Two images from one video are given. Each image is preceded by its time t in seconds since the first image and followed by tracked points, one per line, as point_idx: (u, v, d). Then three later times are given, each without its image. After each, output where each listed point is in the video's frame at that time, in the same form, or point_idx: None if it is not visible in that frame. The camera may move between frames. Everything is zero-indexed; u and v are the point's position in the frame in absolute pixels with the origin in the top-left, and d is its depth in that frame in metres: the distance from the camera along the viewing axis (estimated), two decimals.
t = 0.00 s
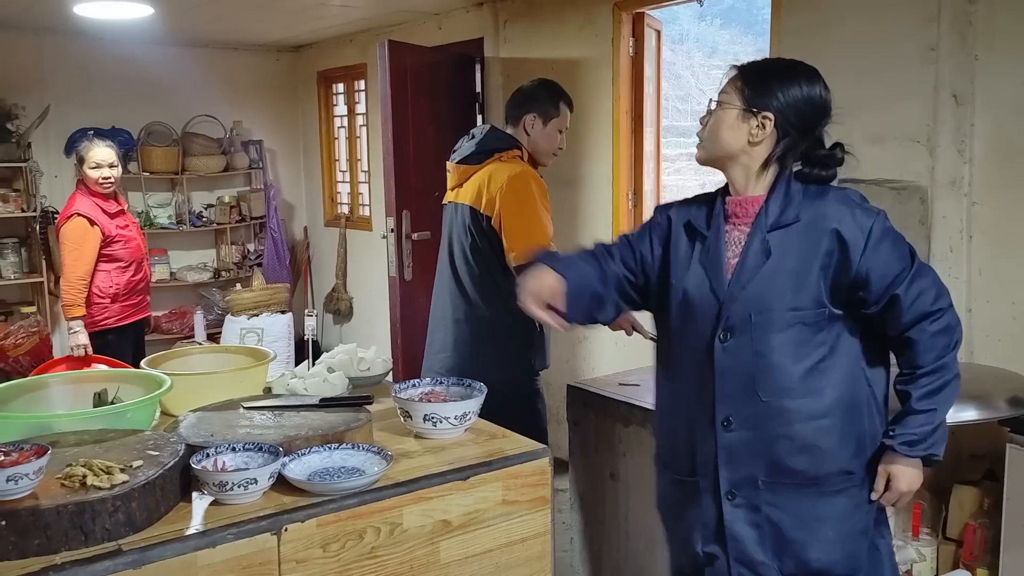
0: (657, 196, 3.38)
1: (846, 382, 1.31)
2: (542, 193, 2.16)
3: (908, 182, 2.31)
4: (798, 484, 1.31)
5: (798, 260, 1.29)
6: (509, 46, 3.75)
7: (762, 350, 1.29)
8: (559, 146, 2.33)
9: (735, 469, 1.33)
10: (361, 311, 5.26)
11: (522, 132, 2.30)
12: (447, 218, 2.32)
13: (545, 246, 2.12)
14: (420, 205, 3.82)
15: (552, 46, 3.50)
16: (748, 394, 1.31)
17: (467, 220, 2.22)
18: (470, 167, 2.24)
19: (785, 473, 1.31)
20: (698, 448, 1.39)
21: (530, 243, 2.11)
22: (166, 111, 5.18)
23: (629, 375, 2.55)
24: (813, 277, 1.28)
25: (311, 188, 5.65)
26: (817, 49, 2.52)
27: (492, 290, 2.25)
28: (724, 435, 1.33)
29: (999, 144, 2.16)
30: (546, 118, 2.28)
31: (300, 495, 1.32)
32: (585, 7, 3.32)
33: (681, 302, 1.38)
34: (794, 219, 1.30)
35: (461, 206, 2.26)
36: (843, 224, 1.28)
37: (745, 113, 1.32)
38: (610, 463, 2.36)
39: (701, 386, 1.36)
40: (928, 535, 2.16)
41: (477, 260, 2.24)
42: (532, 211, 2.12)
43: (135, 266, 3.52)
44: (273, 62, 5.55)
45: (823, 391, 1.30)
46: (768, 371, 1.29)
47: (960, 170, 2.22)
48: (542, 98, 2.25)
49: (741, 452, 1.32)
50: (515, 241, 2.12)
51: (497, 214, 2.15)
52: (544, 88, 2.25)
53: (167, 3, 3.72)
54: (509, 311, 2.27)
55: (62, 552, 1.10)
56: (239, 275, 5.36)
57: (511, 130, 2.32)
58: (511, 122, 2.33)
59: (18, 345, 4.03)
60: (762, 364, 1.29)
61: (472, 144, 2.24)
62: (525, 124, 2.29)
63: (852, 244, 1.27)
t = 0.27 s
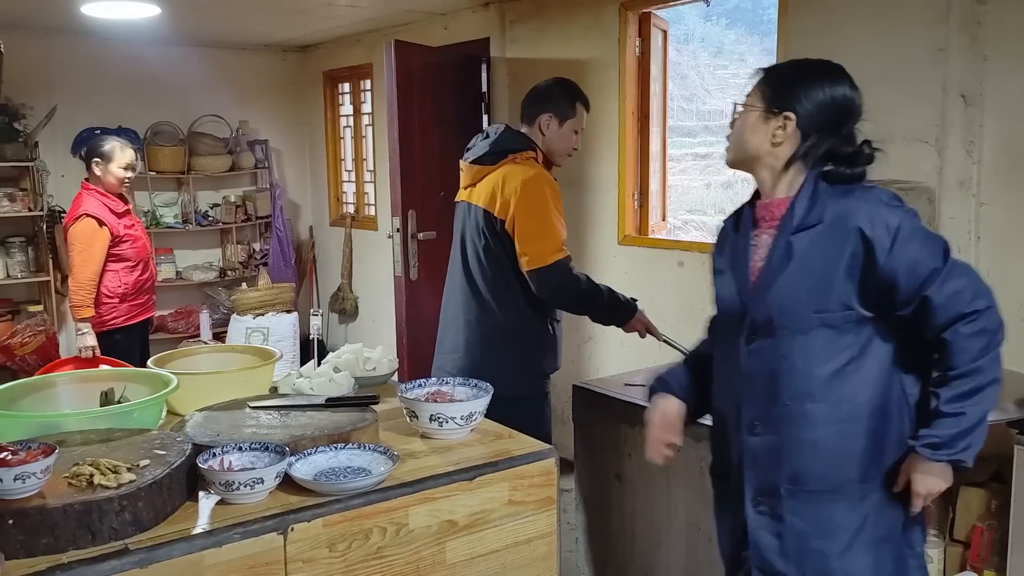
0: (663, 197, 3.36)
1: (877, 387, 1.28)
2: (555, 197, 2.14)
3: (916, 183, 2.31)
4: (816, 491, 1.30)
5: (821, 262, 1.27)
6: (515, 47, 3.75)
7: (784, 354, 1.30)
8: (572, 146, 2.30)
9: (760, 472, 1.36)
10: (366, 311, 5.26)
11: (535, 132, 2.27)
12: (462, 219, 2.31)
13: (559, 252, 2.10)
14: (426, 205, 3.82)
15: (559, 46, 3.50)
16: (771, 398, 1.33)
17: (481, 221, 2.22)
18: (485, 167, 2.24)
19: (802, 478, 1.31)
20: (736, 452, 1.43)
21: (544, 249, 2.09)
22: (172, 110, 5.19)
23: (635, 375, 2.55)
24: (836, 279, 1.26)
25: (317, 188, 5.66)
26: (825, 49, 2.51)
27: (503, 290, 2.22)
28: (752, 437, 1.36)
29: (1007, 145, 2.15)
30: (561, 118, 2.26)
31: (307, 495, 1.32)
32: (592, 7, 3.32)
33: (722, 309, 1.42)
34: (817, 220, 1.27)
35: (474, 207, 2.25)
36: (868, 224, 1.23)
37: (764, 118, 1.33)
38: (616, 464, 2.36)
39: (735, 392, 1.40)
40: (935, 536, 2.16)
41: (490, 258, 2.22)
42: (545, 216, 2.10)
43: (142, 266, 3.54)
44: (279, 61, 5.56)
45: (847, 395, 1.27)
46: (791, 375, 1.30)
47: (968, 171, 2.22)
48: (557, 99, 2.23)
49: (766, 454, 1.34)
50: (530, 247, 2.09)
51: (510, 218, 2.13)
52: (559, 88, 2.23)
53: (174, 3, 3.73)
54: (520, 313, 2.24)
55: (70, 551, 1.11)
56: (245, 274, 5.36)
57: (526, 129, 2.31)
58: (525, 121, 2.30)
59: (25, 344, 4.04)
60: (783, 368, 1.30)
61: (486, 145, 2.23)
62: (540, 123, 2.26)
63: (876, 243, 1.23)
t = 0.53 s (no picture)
0: (666, 197, 3.36)
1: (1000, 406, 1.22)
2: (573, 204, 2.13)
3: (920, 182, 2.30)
4: (937, 511, 1.23)
5: (954, 275, 1.20)
6: (517, 45, 3.74)
7: (912, 371, 1.22)
8: (591, 148, 2.30)
9: (869, 494, 1.27)
10: (369, 310, 5.26)
11: (555, 133, 2.26)
12: (477, 219, 2.29)
13: (575, 263, 2.10)
14: (429, 204, 3.82)
15: (562, 45, 3.49)
16: (891, 419, 1.24)
17: (497, 225, 2.20)
18: (503, 168, 2.22)
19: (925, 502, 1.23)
20: (828, 475, 1.33)
21: (560, 259, 2.08)
22: (176, 109, 5.19)
23: (637, 375, 2.55)
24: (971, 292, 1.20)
25: (320, 186, 5.66)
26: (828, 48, 2.50)
27: (517, 290, 2.21)
28: (862, 457, 1.27)
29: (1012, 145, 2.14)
30: (583, 120, 2.24)
31: (308, 494, 1.32)
32: (594, 6, 3.31)
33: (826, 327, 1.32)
34: (947, 231, 1.21)
35: (490, 209, 2.24)
36: (1003, 235, 1.19)
37: (872, 128, 1.22)
38: (618, 463, 2.35)
39: (843, 415, 1.30)
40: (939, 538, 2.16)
41: (503, 259, 2.20)
42: (562, 225, 2.08)
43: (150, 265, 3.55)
44: (282, 60, 5.56)
45: (975, 415, 1.21)
46: (917, 394, 1.21)
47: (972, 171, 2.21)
48: (580, 102, 2.20)
49: (879, 476, 1.25)
50: (545, 256, 2.08)
51: (527, 225, 2.12)
52: (582, 90, 2.20)
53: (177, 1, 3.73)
54: (534, 313, 2.23)
55: (70, 550, 1.11)
56: (248, 273, 5.37)
57: (546, 129, 2.28)
58: (545, 120, 2.28)
59: (28, 342, 4.05)
60: (908, 385, 1.22)
61: (505, 145, 2.21)
62: (560, 125, 2.25)
63: (1014, 254, 1.18)
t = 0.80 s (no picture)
0: (666, 197, 3.36)
1: None
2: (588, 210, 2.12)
3: (921, 182, 2.30)
4: None
5: None
6: (517, 44, 3.74)
7: None
8: (606, 152, 2.29)
9: None
10: (370, 309, 5.25)
11: (571, 135, 2.25)
12: (486, 217, 2.28)
13: (589, 269, 2.09)
14: (429, 203, 3.81)
15: (561, 44, 3.49)
16: None
17: (507, 226, 2.18)
18: (516, 169, 2.20)
19: None
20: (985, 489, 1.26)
21: (575, 264, 2.07)
22: (176, 108, 5.19)
23: (637, 375, 2.54)
24: None
25: (320, 186, 5.65)
26: (829, 47, 2.49)
27: (525, 291, 2.21)
28: None
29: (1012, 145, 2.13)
30: (600, 124, 2.22)
31: (304, 494, 1.31)
32: (594, 5, 3.31)
33: (961, 336, 1.26)
34: None
35: (501, 209, 2.22)
36: None
37: None
38: (618, 463, 2.35)
39: (1003, 421, 1.25)
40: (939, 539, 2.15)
41: (513, 259, 2.19)
42: (578, 231, 2.07)
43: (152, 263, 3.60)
44: (282, 59, 5.56)
45: None
46: None
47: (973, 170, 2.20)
48: (598, 106, 2.19)
49: None
50: (559, 260, 2.07)
51: (541, 228, 2.10)
52: (602, 93, 2.18)
53: None
54: (542, 315, 2.23)
55: (63, 550, 1.10)
56: (248, 272, 5.36)
57: (561, 130, 2.26)
58: (561, 120, 2.26)
59: (27, 341, 4.05)
60: None
61: (520, 146, 2.19)
62: (576, 128, 2.23)
63: None
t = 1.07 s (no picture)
0: (665, 197, 3.35)
1: None
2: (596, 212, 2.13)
3: (918, 183, 2.30)
4: None
5: None
6: (516, 44, 3.73)
7: None
8: (611, 154, 2.29)
9: None
10: (368, 309, 5.25)
11: (577, 137, 2.24)
12: (489, 216, 2.27)
13: (598, 271, 2.10)
14: (427, 203, 3.81)
15: (560, 45, 3.49)
16: None
17: (513, 226, 2.18)
18: (522, 169, 2.18)
19: None
20: None
21: (584, 266, 2.08)
22: (173, 107, 5.18)
23: (635, 375, 2.54)
24: None
25: (318, 185, 5.65)
26: (827, 47, 2.49)
27: (528, 291, 2.20)
28: None
29: (1010, 146, 2.13)
30: (606, 126, 2.22)
31: (301, 494, 1.31)
32: (593, 5, 3.30)
33: None
34: None
35: (506, 209, 2.21)
36: None
37: None
38: (615, 463, 2.34)
39: None
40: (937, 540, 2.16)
41: (517, 259, 2.19)
42: (586, 233, 2.08)
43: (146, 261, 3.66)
44: (280, 59, 5.55)
45: None
46: None
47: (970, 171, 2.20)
48: (605, 108, 2.19)
49: None
50: (568, 262, 2.08)
51: (549, 230, 2.10)
52: (609, 96, 2.18)
53: None
54: (545, 315, 2.23)
55: (59, 551, 1.10)
56: (246, 272, 5.36)
57: (567, 131, 2.26)
58: (567, 121, 2.26)
59: (24, 341, 4.04)
60: None
61: (526, 145, 2.18)
62: (583, 129, 2.23)
63: None
